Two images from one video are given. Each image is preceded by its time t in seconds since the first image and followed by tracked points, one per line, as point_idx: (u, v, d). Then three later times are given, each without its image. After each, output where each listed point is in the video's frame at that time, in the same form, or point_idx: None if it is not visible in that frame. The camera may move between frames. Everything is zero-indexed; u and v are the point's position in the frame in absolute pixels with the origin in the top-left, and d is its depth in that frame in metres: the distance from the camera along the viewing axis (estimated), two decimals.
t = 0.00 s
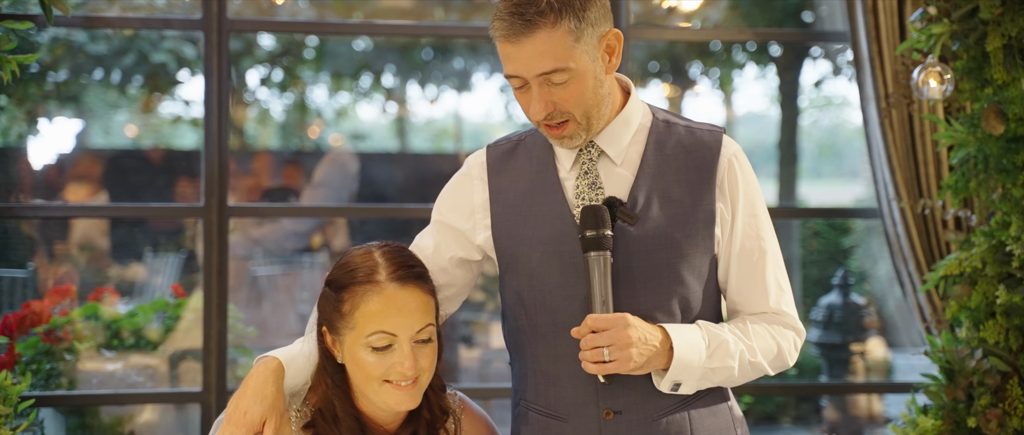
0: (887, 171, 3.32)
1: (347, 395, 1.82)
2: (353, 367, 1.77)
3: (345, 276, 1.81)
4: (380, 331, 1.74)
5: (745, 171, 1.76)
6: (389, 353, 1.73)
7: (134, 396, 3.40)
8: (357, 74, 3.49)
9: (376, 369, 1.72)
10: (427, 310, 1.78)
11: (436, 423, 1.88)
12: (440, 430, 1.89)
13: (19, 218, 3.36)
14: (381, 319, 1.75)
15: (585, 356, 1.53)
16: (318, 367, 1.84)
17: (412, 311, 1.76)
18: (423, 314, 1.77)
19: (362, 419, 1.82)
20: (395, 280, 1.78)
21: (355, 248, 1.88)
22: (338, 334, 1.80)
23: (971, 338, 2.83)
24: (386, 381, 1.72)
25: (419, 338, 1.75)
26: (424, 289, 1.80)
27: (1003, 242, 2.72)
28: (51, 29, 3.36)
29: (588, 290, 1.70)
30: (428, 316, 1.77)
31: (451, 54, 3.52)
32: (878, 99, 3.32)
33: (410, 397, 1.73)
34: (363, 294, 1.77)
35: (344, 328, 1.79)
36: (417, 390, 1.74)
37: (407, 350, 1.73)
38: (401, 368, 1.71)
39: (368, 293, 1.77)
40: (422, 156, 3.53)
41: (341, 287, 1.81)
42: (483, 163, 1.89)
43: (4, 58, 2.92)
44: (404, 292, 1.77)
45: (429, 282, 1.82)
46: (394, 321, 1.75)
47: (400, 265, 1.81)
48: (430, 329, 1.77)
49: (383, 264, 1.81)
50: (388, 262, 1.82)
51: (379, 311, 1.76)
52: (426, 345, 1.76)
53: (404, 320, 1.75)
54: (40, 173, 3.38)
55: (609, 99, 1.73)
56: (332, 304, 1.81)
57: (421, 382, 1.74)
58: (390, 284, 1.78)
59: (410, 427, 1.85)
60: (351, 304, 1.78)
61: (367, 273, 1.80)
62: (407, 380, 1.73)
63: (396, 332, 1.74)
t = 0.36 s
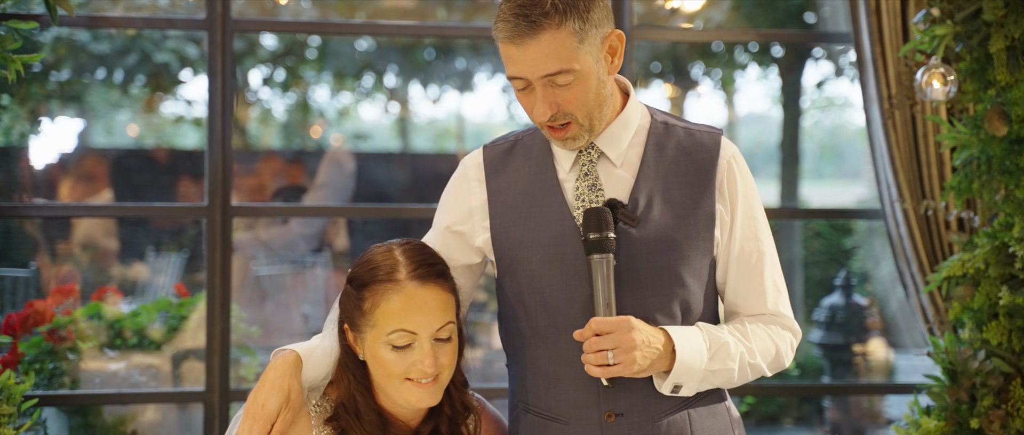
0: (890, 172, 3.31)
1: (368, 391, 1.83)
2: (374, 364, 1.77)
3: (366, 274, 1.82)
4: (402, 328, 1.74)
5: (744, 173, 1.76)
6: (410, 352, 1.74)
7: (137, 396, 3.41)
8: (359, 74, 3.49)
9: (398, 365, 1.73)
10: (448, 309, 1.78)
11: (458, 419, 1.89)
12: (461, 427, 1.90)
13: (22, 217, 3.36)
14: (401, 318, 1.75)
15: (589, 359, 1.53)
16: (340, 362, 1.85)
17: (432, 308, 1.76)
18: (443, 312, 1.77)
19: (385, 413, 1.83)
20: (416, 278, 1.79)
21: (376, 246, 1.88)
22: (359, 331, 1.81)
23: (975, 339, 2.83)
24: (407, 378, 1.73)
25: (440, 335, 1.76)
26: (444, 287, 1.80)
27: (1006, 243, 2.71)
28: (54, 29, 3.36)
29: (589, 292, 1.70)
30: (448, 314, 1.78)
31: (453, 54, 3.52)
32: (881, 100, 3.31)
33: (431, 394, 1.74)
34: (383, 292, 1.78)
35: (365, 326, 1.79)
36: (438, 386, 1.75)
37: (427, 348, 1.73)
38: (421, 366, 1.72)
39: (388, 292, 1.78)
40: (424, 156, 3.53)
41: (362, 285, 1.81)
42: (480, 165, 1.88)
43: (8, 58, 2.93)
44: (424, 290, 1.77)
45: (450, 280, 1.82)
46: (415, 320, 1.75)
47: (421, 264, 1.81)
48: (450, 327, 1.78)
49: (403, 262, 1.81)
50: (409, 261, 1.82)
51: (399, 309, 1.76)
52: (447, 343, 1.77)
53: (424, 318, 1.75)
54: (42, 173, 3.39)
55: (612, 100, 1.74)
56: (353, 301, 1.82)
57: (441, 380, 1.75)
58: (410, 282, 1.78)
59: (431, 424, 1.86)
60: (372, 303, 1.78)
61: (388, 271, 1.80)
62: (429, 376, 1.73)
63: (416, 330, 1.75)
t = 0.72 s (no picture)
0: (891, 176, 3.32)
1: (355, 398, 1.83)
2: (362, 372, 1.78)
3: (355, 281, 1.82)
4: (389, 336, 1.75)
5: (745, 176, 1.75)
6: (397, 360, 1.74)
7: (138, 399, 3.41)
8: (360, 77, 3.50)
9: (385, 372, 1.73)
10: (436, 316, 1.78)
11: (446, 423, 1.89)
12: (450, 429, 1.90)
13: (23, 220, 3.37)
14: (389, 326, 1.76)
15: (585, 364, 1.53)
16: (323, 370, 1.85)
17: (420, 316, 1.76)
18: (431, 320, 1.78)
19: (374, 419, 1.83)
20: (404, 286, 1.79)
21: (364, 253, 1.88)
22: (346, 339, 1.81)
23: (975, 343, 2.83)
24: (395, 386, 1.73)
25: (428, 343, 1.76)
26: (432, 295, 1.80)
27: (1006, 248, 2.71)
28: (56, 32, 3.37)
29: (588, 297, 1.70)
30: (436, 322, 1.78)
31: (454, 58, 3.53)
32: (882, 105, 3.31)
33: (418, 401, 1.74)
34: (371, 301, 1.78)
35: (352, 333, 1.79)
36: (426, 393, 1.75)
37: (416, 356, 1.74)
38: (409, 374, 1.72)
39: (376, 300, 1.78)
40: (425, 160, 3.53)
41: (350, 292, 1.81)
42: (483, 169, 1.89)
43: (11, 61, 2.94)
44: (412, 298, 1.77)
45: (439, 288, 1.82)
46: (403, 328, 1.75)
47: (410, 272, 1.81)
48: (438, 335, 1.78)
49: (391, 270, 1.81)
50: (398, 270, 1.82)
51: (387, 317, 1.76)
52: (435, 351, 1.77)
53: (412, 326, 1.76)
54: (44, 176, 3.39)
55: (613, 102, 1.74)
56: (340, 309, 1.82)
57: (429, 387, 1.75)
58: (398, 291, 1.78)
59: (420, 428, 1.86)
60: (360, 310, 1.79)
61: (376, 279, 1.80)
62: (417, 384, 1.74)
63: (404, 338, 1.75)
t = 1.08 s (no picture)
0: (892, 179, 3.32)
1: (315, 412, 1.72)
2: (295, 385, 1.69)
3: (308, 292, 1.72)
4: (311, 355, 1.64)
5: (757, 177, 1.75)
6: (316, 382, 1.63)
7: (139, 402, 3.42)
8: (361, 80, 3.50)
9: (308, 394, 1.64)
10: (362, 343, 1.65)
11: None
12: None
13: (24, 223, 3.37)
14: (313, 344, 1.64)
15: (597, 366, 1.54)
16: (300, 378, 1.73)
17: (345, 340, 1.64)
18: (359, 344, 1.65)
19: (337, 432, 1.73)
20: (338, 304, 1.67)
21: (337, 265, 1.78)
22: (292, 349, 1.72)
23: (976, 347, 2.84)
24: (315, 407, 1.63)
25: (354, 370, 1.64)
26: (365, 318, 1.67)
27: (1007, 252, 2.72)
28: (57, 35, 3.37)
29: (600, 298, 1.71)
30: (362, 349, 1.64)
31: (455, 61, 3.53)
32: (883, 108, 3.31)
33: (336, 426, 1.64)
34: (306, 315, 1.67)
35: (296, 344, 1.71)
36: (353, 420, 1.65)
37: (333, 382, 1.62)
38: (325, 398, 1.62)
39: (308, 316, 1.67)
40: (426, 162, 3.54)
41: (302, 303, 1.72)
42: (495, 172, 1.89)
43: (12, 64, 2.94)
44: (341, 319, 1.65)
45: (378, 308, 1.69)
46: (326, 350, 1.63)
47: (350, 289, 1.69)
48: (367, 361, 1.65)
49: (335, 287, 1.69)
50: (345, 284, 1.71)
51: (312, 335, 1.65)
52: (360, 378, 1.64)
53: (335, 350, 1.63)
54: (45, 178, 3.39)
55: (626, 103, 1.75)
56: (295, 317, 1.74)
57: (349, 414, 1.64)
58: (331, 310, 1.66)
59: None
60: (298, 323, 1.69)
61: (318, 294, 1.69)
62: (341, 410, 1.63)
63: (324, 361, 1.63)
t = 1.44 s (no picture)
0: (892, 180, 3.32)
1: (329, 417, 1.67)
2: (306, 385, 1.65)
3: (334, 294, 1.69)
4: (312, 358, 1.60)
5: (762, 180, 1.76)
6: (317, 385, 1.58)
7: (140, 404, 3.41)
8: (362, 82, 3.50)
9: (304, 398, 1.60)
10: (362, 354, 1.58)
11: None
12: None
13: (25, 225, 3.37)
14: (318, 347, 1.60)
15: (605, 367, 1.53)
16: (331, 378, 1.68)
17: (342, 351, 1.58)
18: (355, 356, 1.58)
19: None
20: (345, 313, 1.61)
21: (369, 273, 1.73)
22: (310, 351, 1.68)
23: (976, 347, 2.85)
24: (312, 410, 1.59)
25: (348, 381, 1.57)
26: (368, 330, 1.60)
27: (1007, 252, 2.72)
28: (58, 38, 3.37)
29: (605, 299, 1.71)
30: (360, 361, 1.58)
31: (456, 63, 3.53)
32: (883, 108, 3.32)
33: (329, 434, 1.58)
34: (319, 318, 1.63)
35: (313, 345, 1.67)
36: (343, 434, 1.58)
37: (325, 389, 1.56)
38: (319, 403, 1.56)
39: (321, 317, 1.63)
40: (428, 164, 3.54)
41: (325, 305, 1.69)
42: (499, 173, 1.89)
43: (11, 67, 2.94)
44: (342, 328, 1.59)
45: (382, 322, 1.61)
46: (327, 355, 1.58)
47: (360, 299, 1.63)
48: (362, 374, 1.58)
49: (352, 295, 1.64)
50: (359, 293, 1.65)
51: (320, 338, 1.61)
52: (355, 392, 1.57)
53: (335, 356, 1.57)
54: (46, 181, 3.39)
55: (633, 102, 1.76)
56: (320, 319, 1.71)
57: (342, 425, 1.57)
58: (338, 316, 1.61)
59: None
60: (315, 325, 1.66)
61: (335, 299, 1.65)
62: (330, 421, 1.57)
63: (324, 366, 1.58)
